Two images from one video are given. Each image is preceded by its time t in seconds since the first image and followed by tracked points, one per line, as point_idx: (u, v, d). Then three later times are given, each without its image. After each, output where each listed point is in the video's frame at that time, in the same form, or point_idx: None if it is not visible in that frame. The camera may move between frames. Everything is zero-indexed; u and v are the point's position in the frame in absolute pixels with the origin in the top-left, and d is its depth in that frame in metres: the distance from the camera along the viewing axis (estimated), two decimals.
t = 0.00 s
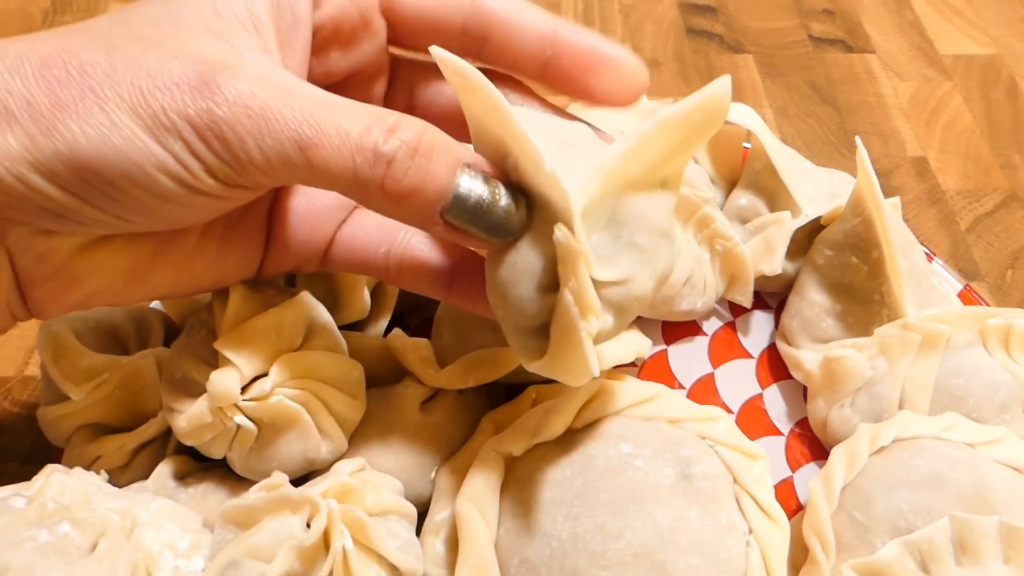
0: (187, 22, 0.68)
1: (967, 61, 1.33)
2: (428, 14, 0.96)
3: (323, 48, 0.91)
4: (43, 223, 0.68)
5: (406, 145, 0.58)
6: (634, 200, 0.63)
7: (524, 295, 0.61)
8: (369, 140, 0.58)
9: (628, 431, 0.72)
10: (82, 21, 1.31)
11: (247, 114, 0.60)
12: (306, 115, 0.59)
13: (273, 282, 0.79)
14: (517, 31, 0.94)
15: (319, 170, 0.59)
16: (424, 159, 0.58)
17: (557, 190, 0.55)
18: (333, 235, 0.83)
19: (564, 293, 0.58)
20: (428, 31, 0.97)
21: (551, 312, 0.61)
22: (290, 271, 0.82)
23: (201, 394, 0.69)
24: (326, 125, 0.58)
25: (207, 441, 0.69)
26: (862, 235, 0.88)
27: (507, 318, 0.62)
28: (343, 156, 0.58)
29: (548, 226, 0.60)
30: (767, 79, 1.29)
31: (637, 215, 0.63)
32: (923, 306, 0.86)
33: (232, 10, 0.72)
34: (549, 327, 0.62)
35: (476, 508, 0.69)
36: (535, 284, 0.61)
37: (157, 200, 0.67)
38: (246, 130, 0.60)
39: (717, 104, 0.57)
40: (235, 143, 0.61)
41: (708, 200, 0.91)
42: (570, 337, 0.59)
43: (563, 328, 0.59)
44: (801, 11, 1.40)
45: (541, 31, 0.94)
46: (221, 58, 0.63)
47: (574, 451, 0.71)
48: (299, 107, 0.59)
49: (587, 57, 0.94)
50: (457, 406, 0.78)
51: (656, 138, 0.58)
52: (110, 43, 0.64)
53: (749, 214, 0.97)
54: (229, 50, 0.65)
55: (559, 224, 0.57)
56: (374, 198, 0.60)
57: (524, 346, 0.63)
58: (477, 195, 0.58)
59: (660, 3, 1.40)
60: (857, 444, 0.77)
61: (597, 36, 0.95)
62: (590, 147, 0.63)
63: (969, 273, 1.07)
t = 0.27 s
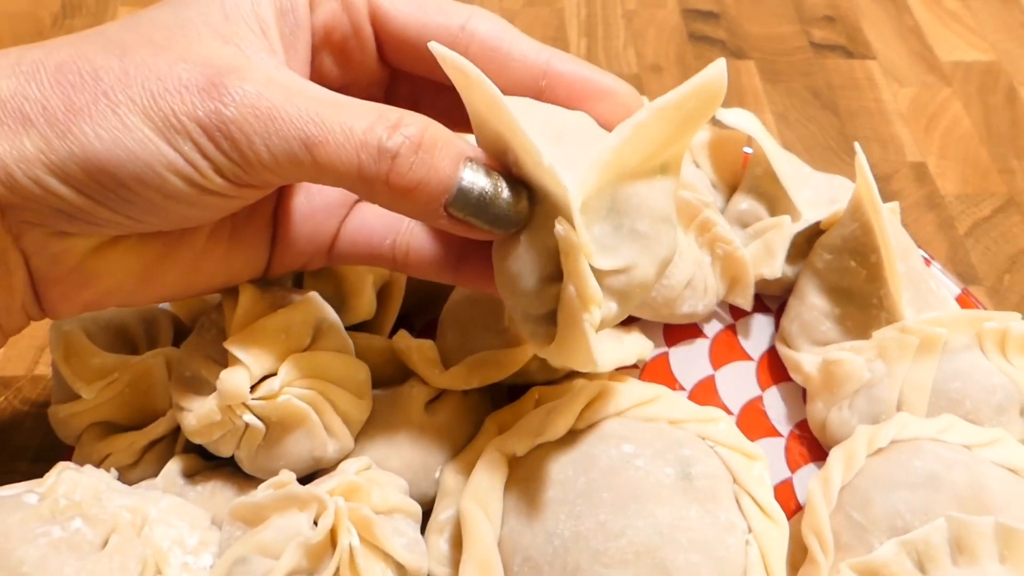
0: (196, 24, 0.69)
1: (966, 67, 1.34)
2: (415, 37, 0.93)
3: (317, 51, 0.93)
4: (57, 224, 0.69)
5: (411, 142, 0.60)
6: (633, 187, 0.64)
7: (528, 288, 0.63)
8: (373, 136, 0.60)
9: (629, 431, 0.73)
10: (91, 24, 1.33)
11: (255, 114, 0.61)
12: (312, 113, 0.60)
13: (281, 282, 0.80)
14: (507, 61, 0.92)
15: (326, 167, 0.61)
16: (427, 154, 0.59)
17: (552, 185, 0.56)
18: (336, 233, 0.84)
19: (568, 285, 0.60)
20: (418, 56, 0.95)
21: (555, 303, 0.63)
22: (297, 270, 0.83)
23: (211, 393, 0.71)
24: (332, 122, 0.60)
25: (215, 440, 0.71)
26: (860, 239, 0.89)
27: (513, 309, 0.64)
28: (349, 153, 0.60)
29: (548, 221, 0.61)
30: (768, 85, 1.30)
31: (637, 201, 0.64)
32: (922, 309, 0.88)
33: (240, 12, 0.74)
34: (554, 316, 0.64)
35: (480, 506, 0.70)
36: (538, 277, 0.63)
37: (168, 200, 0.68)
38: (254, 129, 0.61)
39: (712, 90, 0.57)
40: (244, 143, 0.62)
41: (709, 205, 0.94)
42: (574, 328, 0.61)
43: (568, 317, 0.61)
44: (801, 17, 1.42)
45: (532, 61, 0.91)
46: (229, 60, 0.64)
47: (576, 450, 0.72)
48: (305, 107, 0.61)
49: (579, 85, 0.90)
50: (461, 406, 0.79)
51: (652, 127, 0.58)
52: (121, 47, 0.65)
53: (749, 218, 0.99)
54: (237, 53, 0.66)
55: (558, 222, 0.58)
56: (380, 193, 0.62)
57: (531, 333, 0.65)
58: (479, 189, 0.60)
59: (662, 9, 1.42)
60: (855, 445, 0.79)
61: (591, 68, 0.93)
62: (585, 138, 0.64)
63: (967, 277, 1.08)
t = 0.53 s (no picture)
0: (201, 37, 0.71)
1: (961, 74, 1.35)
2: (413, 47, 0.94)
3: (317, 61, 0.94)
4: (63, 233, 0.70)
5: (410, 153, 0.61)
6: (628, 197, 0.65)
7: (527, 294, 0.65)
8: (373, 147, 0.61)
9: (627, 435, 0.74)
10: (96, 33, 1.34)
11: (258, 125, 0.62)
12: (313, 125, 0.61)
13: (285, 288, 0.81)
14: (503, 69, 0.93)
15: (327, 178, 0.62)
16: (426, 165, 0.60)
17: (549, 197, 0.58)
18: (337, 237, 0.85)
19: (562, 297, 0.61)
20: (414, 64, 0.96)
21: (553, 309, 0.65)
22: (298, 278, 0.84)
23: (214, 398, 0.72)
24: (333, 134, 0.61)
25: (219, 444, 0.72)
26: (855, 244, 0.90)
27: (515, 314, 0.66)
28: (350, 164, 0.61)
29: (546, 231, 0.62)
30: (766, 91, 1.32)
31: (633, 210, 0.65)
32: (916, 313, 0.89)
33: (242, 25, 0.75)
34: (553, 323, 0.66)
35: (479, 509, 0.71)
36: (536, 284, 0.64)
37: (172, 211, 0.69)
38: (257, 140, 0.62)
39: (702, 99, 0.58)
40: (246, 154, 0.63)
41: (707, 211, 0.96)
42: (568, 336, 0.63)
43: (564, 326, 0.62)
44: (799, 24, 1.43)
45: (528, 71, 0.92)
46: (231, 73, 0.66)
47: (575, 454, 0.73)
48: (306, 118, 0.62)
49: (573, 95, 0.92)
50: (461, 410, 0.81)
51: (646, 137, 0.59)
52: (126, 59, 0.67)
53: (746, 224, 1.00)
54: (239, 65, 0.67)
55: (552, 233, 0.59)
56: (380, 203, 0.63)
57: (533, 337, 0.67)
58: (477, 199, 0.61)
59: (661, 16, 1.43)
60: (850, 448, 0.80)
61: (586, 77, 0.94)
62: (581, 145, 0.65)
63: (962, 282, 1.09)
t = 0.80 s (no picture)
0: (206, 43, 0.71)
1: (960, 79, 1.36)
2: (414, 51, 0.95)
3: (320, 66, 0.95)
4: (67, 236, 0.71)
5: (412, 160, 0.61)
6: (627, 208, 0.65)
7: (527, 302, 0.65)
8: (375, 156, 0.61)
9: (626, 437, 0.75)
10: (98, 37, 1.35)
11: (261, 132, 0.63)
12: (316, 132, 0.62)
13: (285, 290, 0.82)
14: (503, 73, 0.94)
15: (328, 184, 0.62)
16: (427, 174, 0.61)
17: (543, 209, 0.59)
18: (337, 241, 0.86)
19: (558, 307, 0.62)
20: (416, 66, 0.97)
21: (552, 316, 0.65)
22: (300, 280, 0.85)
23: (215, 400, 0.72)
24: (336, 141, 0.61)
25: (219, 446, 0.72)
26: (853, 249, 0.91)
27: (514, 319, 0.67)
28: (352, 171, 0.61)
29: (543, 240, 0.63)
30: (765, 97, 1.32)
31: (631, 220, 0.65)
32: (913, 317, 0.89)
33: (245, 30, 0.76)
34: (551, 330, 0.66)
35: (478, 511, 0.71)
36: (535, 293, 0.65)
37: (176, 214, 0.70)
38: (260, 146, 0.63)
39: (700, 108, 0.58)
40: (249, 160, 0.64)
41: (706, 215, 0.96)
42: (566, 344, 0.63)
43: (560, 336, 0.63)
44: (798, 30, 1.44)
45: (528, 75, 0.93)
46: (234, 78, 0.66)
47: (574, 456, 0.73)
48: (309, 125, 0.62)
49: (572, 101, 0.93)
50: (461, 412, 0.81)
51: (644, 148, 0.59)
52: (131, 63, 0.67)
53: (745, 228, 1.00)
54: (243, 70, 0.68)
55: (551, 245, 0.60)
56: (381, 210, 0.63)
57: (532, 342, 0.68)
58: (477, 209, 0.61)
59: (661, 21, 1.44)
60: (848, 451, 0.80)
61: (587, 84, 0.95)
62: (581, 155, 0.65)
63: (960, 286, 1.10)
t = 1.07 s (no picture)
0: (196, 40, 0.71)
1: (960, 81, 1.35)
2: (414, 48, 0.94)
3: (317, 66, 0.95)
4: (57, 236, 0.71)
5: (410, 147, 0.60)
6: (633, 203, 0.65)
7: (525, 293, 0.63)
8: (372, 143, 0.60)
9: (624, 439, 0.74)
10: (94, 38, 1.35)
11: (253, 122, 0.62)
12: (310, 121, 0.61)
13: (279, 292, 0.82)
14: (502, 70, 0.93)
15: (322, 174, 0.61)
16: (426, 160, 0.60)
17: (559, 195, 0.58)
18: (329, 241, 0.85)
19: (564, 297, 0.60)
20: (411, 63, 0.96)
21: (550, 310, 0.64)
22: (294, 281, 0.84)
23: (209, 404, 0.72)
24: (330, 130, 0.60)
25: (213, 449, 0.71)
26: (853, 250, 0.90)
27: (506, 316, 0.65)
28: (346, 160, 0.60)
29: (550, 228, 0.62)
30: (765, 98, 1.32)
31: (637, 216, 0.65)
32: (914, 319, 0.89)
33: (236, 28, 0.76)
34: (545, 326, 0.65)
35: (475, 514, 0.71)
36: (535, 283, 0.63)
37: (166, 211, 0.70)
38: (251, 137, 0.62)
39: (712, 111, 0.59)
40: (241, 151, 0.63)
41: (704, 216, 0.94)
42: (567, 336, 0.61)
43: (561, 328, 0.62)
44: (798, 31, 1.43)
45: (526, 73, 0.93)
46: (224, 71, 0.66)
47: (571, 459, 0.73)
48: (302, 114, 0.61)
49: (568, 100, 0.92)
50: (458, 415, 0.80)
51: (659, 143, 0.60)
52: (119, 59, 0.67)
53: (744, 230, 1.00)
54: (233, 64, 0.68)
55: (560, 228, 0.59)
56: (378, 199, 0.62)
57: (522, 341, 0.66)
58: (478, 195, 0.60)
59: (660, 22, 1.43)
60: (848, 454, 0.80)
61: (585, 83, 0.94)
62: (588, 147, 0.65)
63: (960, 288, 1.09)
